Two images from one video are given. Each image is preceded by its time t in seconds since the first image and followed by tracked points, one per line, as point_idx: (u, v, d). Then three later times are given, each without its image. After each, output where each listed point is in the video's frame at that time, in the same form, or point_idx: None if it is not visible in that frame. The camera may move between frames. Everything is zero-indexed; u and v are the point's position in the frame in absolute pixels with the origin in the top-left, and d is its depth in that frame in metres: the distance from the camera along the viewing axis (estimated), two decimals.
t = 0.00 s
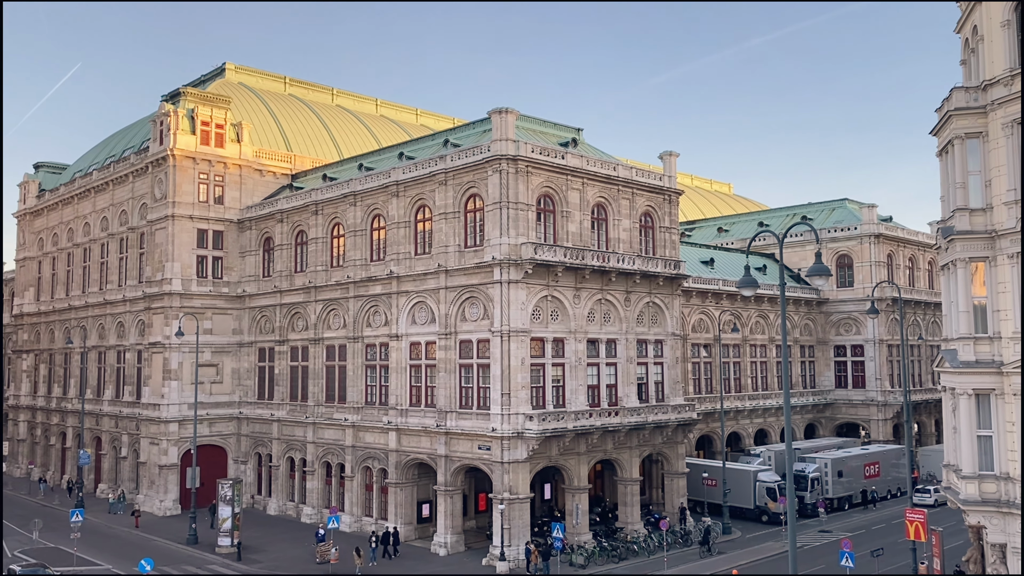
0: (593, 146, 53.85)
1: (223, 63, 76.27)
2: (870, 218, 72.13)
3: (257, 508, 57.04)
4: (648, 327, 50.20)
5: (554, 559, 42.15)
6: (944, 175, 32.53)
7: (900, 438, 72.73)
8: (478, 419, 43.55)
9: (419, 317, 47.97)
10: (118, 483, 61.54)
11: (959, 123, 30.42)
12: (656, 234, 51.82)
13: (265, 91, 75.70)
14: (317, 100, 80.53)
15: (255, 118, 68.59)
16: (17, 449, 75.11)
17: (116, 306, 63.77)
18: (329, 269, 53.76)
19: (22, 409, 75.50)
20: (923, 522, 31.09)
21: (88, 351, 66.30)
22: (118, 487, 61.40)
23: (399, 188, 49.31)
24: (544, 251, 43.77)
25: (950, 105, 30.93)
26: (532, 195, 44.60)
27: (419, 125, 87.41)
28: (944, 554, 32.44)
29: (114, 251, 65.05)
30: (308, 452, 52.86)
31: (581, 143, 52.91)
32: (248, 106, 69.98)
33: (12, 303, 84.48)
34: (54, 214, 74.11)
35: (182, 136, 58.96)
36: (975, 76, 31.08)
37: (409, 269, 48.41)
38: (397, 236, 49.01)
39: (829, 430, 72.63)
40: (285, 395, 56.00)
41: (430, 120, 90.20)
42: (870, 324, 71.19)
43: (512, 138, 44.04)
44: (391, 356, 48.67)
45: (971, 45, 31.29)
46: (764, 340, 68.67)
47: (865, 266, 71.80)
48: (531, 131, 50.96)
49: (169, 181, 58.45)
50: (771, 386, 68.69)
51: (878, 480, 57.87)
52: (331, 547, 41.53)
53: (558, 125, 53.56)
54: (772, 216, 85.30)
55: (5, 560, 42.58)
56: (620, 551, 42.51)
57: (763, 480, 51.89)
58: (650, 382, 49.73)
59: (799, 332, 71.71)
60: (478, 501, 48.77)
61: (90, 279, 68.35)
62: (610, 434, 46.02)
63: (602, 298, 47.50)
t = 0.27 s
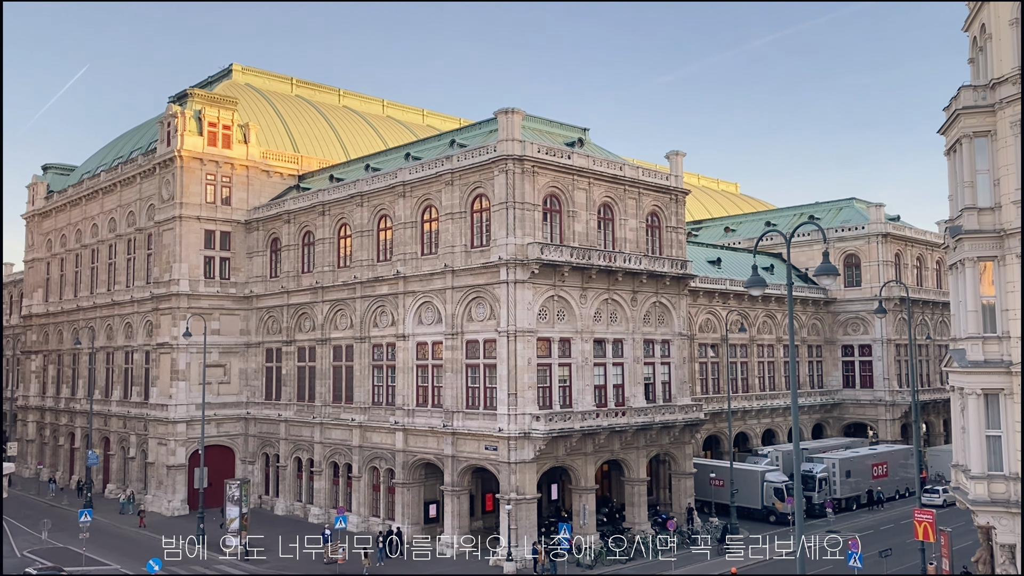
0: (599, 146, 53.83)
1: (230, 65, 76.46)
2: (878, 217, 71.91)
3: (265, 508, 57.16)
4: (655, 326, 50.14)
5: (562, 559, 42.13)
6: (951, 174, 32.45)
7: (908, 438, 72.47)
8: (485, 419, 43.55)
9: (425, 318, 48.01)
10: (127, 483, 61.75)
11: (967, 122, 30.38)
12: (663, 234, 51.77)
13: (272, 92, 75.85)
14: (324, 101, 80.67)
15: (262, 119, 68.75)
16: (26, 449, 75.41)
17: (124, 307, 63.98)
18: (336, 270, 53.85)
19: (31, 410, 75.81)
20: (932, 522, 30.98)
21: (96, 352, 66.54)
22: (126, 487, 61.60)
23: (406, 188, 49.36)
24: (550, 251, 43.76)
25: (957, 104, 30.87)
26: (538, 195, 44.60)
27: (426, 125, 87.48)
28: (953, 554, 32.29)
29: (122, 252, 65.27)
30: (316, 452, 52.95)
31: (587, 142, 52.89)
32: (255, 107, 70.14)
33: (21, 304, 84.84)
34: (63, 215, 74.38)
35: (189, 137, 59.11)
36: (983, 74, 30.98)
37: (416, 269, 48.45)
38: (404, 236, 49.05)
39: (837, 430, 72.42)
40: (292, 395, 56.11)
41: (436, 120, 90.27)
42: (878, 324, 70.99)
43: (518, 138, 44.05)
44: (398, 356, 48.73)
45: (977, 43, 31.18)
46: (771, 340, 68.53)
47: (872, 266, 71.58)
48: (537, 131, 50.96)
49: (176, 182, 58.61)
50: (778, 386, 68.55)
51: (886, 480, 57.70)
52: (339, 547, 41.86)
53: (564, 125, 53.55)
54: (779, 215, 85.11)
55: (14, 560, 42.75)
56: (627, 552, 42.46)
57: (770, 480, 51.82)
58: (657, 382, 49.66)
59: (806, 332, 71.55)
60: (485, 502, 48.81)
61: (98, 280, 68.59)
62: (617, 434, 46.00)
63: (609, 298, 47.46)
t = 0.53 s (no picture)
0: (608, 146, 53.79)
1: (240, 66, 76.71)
2: (888, 216, 71.63)
3: (275, 508, 57.32)
4: (664, 327, 50.06)
5: (571, 560, 42.08)
6: (963, 173, 32.31)
7: (920, 438, 72.15)
8: (494, 419, 43.56)
9: (434, 318, 48.06)
10: (138, 483, 62.02)
11: (979, 120, 30.26)
12: (672, 234, 51.69)
13: (281, 93, 76.08)
14: (333, 102, 80.87)
15: (271, 120, 68.97)
16: (38, 449, 75.82)
17: (135, 308, 64.27)
18: (345, 270, 53.96)
19: (43, 410, 76.22)
20: (944, 523, 30.82)
21: (107, 352, 66.87)
22: (137, 487, 61.87)
23: (415, 189, 49.43)
24: (559, 251, 43.76)
25: (969, 102, 30.73)
26: (547, 195, 44.59)
27: (434, 126, 87.58)
28: (965, 555, 32.13)
29: (133, 253, 65.57)
30: (325, 452, 53.06)
31: (596, 142, 52.86)
32: (265, 108, 70.37)
33: (33, 305, 85.31)
34: (74, 216, 74.77)
35: (199, 138, 59.32)
36: (995, 73, 30.83)
37: (425, 269, 48.51)
38: (413, 236, 49.13)
39: (847, 430, 72.19)
40: (302, 395, 56.26)
41: (445, 121, 90.37)
42: (888, 324, 70.72)
43: (527, 139, 44.06)
44: (407, 356, 48.80)
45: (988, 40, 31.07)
46: (781, 340, 68.35)
47: (883, 265, 71.28)
48: (546, 131, 50.96)
49: (187, 183, 58.82)
50: (788, 386, 68.36)
51: (897, 480, 57.47)
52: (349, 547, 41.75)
53: (573, 124, 53.53)
54: (789, 215, 84.86)
55: (26, 559, 42.95)
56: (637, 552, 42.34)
57: (780, 480, 51.82)
58: (667, 382, 49.57)
59: (817, 332, 71.32)
60: (495, 502, 48.83)
61: (109, 281, 68.91)
62: (626, 434, 45.96)
63: (618, 298, 47.42)
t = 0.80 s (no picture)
0: (619, 145, 53.72)
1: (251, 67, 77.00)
2: (900, 215, 71.25)
3: (287, 507, 57.52)
4: (676, 326, 49.98)
5: (583, 560, 42.05)
6: (977, 171, 32.12)
7: (933, 438, 71.76)
8: (505, 419, 43.57)
9: (445, 318, 48.12)
10: (151, 483, 62.35)
11: (993, 119, 30.05)
12: (684, 233, 51.59)
13: (293, 94, 76.34)
14: (344, 103, 81.07)
15: (282, 121, 69.21)
16: (53, 449, 76.33)
17: (148, 308, 64.63)
18: (356, 271, 54.10)
19: (57, 410, 76.72)
20: (958, 523, 30.66)
21: (121, 353, 67.26)
22: (150, 486, 62.20)
23: (425, 189, 49.50)
24: (570, 251, 43.74)
25: (983, 100, 30.50)
26: (558, 195, 44.58)
27: (445, 126, 87.72)
28: (979, 556, 31.95)
29: (146, 254, 65.93)
30: (337, 452, 53.22)
31: (607, 142, 52.81)
32: (277, 110, 70.61)
33: (47, 305, 85.91)
34: (87, 217, 75.25)
35: (211, 140, 59.57)
36: (1009, 70, 30.61)
37: (436, 269, 48.58)
38: (424, 237, 49.21)
39: (860, 430, 71.87)
40: (314, 395, 56.45)
41: (455, 121, 90.47)
42: (901, 323, 70.37)
43: (538, 139, 44.04)
44: (419, 356, 48.88)
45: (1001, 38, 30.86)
46: (794, 340, 68.10)
47: (896, 264, 70.91)
48: (557, 131, 50.95)
49: (199, 184, 59.08)
50: (801, 386, 68.10)
51: (910, 481, 57.16)
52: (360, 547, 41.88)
53: (584, 124, 53.50)
54: (801, 214, 84.54)
55: (41, 558, 43.25)
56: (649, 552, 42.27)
57: (793, 481, 51.55)
58: (678, 382, 49.46)
59: (829, 331, 71.03)
60: (506, 502, 48.87)
61: (122, 281, 69.31)
62: (638, 434, 45.90)
63: (629, 298, 47.36)
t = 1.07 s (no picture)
0: (632, 145, 53.62)
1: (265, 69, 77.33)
2: (915, 214, 70.77)
3: (301, 506, 57.74)
4: (689, 326, 49.84)
5: (596, 560, 41.99)
6: (993, 170, 31.88)
7: (949, 438, 71.26)
8: (518, 419, 43.58)
9: (458, 318, 48.16)
10: (166, 482, 62.70)
11: (1009, 116, 29.83)
12: (697, 233, 51.45)
13: (306, 95, 76.62)
14: (357, 104, 81.29)
15: (296, 121, 69.47)
16: (69, 448, 76.89)
17: (163, 308, 65.01)
18: (369, 271, 54.23)
19: (73, 410, 77.26)
20: (974, 525, 30.42)
21: (135, 352, 67.67)
22: (165, 485, 62.55)
23: (438, 189, 49.55)
24: (582, 250, 43.69)
25: (999, 97, 30.28)
26: (570, 194, 44.53)
27: (457, 126, 87.82)
28: (996, 557, 31.70)
29: (160, 254, 66.30)
30: (350, 451, 53.37)
31: (620, 141, 52.73)
32: (290, 110, 70.87)
33: (63, 305, 86.57)
34: (103, 218, 75.77)
35: (225, 141, 59.85)
36: None
37: (448, 269, 48.63)
38: (436, 237, 49.27)
39: (875, 430, 71.46)
40: (327, 394, 56.62)
41: (467, 121, 90.57)
42: (916, 322, 69.91)
43: (550, 138, 44.01)
44: (431, 356, 48.95)
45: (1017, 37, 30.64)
46: (808, 339, 67.77)
47: (911, 263, 70.43)
48: (569, 130, 50.92)
49: (213, 185, 59.36)
50: (815, 386, 67.78)
51: (926, 481, 56.80)
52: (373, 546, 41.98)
53: (596, 123, 53.44)
54: (815, 213, 84.14)
55: (57, 557, 43.58)
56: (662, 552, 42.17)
57: (807, 481, 51.36)
58: (692, 382, 49.32)
59: (844, 331, 70.66)
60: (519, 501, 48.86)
61: (137, 282, 69.74)
62: (651, 434, 45.81)
63: (642, 298, 47.26)
